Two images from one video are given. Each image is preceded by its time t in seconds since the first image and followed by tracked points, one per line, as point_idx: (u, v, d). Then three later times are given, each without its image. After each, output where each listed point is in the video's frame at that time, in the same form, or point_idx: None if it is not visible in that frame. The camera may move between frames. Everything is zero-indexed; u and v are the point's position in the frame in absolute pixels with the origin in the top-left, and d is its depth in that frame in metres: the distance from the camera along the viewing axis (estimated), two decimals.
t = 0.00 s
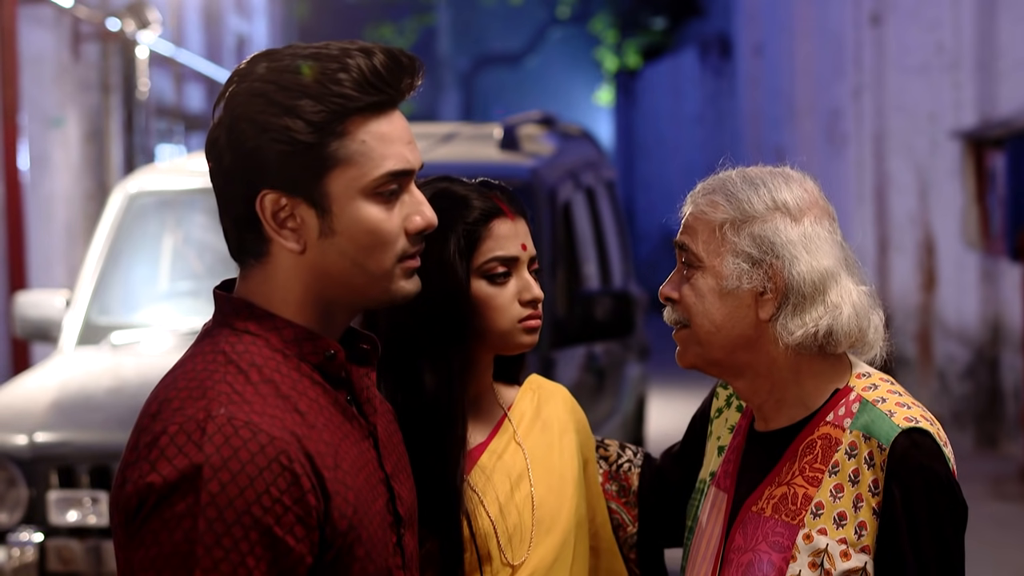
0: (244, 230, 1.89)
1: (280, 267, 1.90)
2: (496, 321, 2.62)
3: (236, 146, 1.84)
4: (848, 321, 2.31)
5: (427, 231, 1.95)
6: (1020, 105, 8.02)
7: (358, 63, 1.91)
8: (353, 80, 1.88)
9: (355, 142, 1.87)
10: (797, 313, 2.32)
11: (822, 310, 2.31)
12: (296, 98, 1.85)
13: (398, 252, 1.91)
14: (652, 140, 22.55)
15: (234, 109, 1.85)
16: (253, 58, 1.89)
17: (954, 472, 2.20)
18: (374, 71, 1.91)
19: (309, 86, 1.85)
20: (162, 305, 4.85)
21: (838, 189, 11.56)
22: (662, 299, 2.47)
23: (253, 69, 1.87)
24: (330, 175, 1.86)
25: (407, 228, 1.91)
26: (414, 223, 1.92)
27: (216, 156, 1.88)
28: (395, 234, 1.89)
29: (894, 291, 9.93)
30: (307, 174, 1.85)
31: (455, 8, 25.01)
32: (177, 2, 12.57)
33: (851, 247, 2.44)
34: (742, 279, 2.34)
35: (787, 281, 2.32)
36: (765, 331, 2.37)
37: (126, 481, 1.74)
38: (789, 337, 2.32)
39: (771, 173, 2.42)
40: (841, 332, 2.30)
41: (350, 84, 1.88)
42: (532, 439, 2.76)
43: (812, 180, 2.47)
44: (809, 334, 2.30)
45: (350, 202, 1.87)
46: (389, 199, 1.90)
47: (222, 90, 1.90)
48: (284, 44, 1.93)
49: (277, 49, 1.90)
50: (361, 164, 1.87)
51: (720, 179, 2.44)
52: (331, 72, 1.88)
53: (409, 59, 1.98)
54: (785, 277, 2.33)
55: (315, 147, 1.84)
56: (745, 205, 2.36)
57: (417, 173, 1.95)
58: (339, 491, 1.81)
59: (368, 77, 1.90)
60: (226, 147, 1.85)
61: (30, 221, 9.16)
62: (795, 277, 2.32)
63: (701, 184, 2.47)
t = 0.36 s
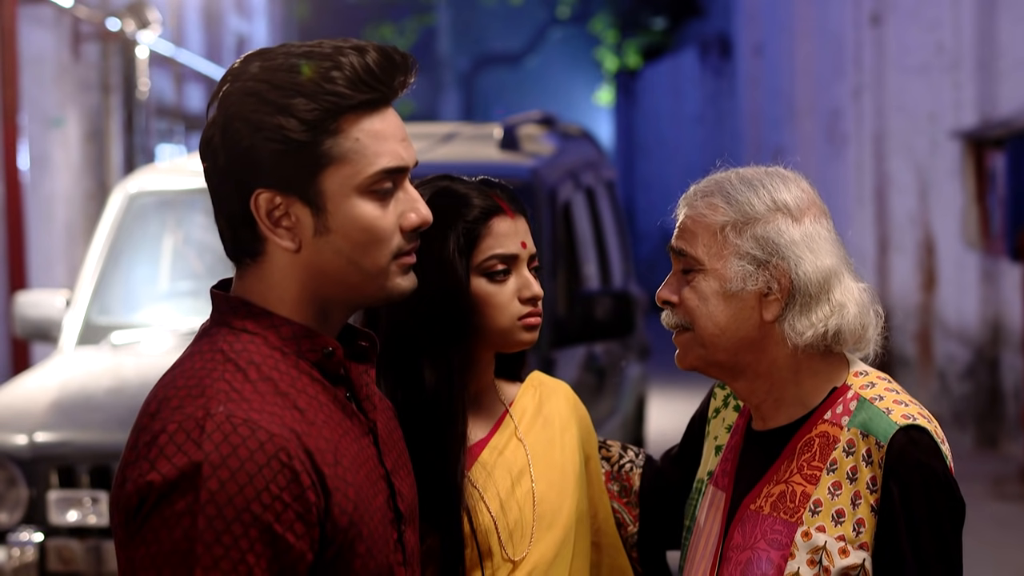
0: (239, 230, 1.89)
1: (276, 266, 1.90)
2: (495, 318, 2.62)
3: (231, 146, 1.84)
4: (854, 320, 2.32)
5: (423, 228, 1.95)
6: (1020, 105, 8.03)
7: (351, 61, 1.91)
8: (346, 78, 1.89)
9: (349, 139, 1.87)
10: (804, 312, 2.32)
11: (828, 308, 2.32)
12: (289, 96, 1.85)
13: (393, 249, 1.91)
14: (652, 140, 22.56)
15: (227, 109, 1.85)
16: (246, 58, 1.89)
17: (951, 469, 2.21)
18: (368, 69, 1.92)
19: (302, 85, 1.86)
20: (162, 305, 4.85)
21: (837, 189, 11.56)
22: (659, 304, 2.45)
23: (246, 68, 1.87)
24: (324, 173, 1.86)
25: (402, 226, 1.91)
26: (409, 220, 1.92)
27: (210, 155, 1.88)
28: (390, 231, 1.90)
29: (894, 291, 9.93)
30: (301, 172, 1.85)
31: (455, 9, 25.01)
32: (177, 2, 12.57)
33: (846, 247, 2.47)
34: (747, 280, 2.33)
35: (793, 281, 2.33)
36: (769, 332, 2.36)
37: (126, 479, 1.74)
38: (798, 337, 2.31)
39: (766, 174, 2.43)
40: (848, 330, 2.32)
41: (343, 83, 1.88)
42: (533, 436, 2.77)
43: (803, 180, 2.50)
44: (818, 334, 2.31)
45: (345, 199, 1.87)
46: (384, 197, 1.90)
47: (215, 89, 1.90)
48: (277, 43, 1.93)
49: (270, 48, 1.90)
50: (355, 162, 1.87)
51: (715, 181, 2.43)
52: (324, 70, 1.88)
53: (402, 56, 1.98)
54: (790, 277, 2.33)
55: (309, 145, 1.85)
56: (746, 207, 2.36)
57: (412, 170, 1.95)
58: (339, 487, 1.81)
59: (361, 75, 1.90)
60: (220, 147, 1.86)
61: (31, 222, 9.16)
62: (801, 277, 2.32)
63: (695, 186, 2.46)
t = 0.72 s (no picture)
0: (245, 228, 1.89)
1: (282, 266, 1.89)
2: (497, 317, 2.62)
3: (236, 145, 1.84)
4: (863, 315, 2.38)
5: (430, 228, 1.94)
6: None
7: (357, 61, 1.91)
8: (352, 78, 1.88)
9: (355, 139, 1.87)
10: (819, 314, 2.35)
11: (841, 306, 2.36)
12: (295, 96, 1.84)
13: (400, 248, 1.90)
14: (656, 140, 22.54)
15: (233, 109, 1.85)
16: (252, 56, 1.89)
17: (949, 464, 2.23)
18: (373, 68, 1.91)
19: (308, 85, 1.85)
20: (166, 305, 4.85)
21: (842, 189, 11.55)
22: (662, 317, 2.41)
23: (252, 68, 1.87)
24: (331, 173, 1.86)
25: (409, 225, 1.91)
26: (416, 219, 1.91)
27: (216, 155, 1.88)
28: (397, 230, 1.89)
29: (898, 290, 9.92)
30: (308, 171, 1.84)
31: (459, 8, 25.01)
32: (181, 2, 12.57)
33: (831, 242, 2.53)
34: (761, 287, 2.33)
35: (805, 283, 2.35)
36: (782, 335, 2.37)
37: (132, 480, 1.74)
38: (817, 339, 2.34)
39: (754, 178, 2.44)
40: (860, 327, 2.37)
41: (349, 82, 1.88)
42: (534, 434, 2.78)
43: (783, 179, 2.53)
44: (837, 335, 2.34)
45: (352, 199, 1.86)
46: (390, 196, 1.90)
47: (221, 89, 1.90)
48: (282, 43, 1.93)
49: (276, 48, 1.90)
50: (362, 162, 1.87)
51: (709, 188, 2.42)
52: (330, 70, 1.88)
53: (407, 56, 1.98)
54: (802, 279, 2.35)
55: (315, 145, 1.84)
56: (749, 214, 2.36)
57: (418, 170, 1.95)
58: (344, 489, 1.81)
59: (367, 74, 1.90)
60: (226, 146, 1.85)
61: (36, 222, 9.16)
62: (812, 278, 2.35)
63: (686, 194, 2.44)
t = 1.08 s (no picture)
0: (253, 229, 1.89)
1: (291, 267, 1.89)
2: (501, 317, 2.62)
3: (246, 147, 1.84)
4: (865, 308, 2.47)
5: (439, 228, 1.95)
6: None
7: (367, 62, 1.90)
8: (361, 79, 1.88)
9: (364, 140, 1.87)
10: (832, 310, 2.42)
11: (847, 301, 2.44)
12: (304, 97, 1.84)
13: (409, 249, 1.90)
14: (660, 140, 22.52)
15: (243, 110, 1.84)
16: (262, 57, 1.89)
17: (945, 456, 2.26)
18: (383, 69, 1.91)
19: (317, 86, 1.85)
20: (170, 305, 4.85)
21: (846, 189, 11.53)
22: (677, 325, 2.38)
23: (261, 69, 1.87)
24: (340, 174, 1.85)
25: (418, 225, 1.91)
26: (425, 220, 1.91)
27: (226, 156, 1.87)
28: (406, 231, 1.89)
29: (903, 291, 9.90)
30: (317, 173, 1.84)
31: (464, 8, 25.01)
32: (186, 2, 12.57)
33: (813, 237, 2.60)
34: (779, 290, 2.36)
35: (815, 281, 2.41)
36: (792, 335, 2.42)
37: (138, 480, 1.74)
38: (833, 335, 2.41)
39: (749, 178, 2.46)
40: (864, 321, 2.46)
41: (359, 83, 1.87)
42: (538, 433, 2.78)
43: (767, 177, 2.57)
44: (850, 330, 2.41)
45: (362, 200, 1.86)
46: (400, 197, 1.90)
47: (231, 90, 1.90)
48: (291, 44, 1.92)
49: (285, 48, 1.90)
50: (371, 163, 1.87)
51: (715, 191, 2.42)
52: (339, 71, 1.88)
53: (416, 56, 1.98)
54: (812, 278, 2.41)
55: (325, 146, 1.84)
56: (760, 217, 2.38)
57: (427, 170, 1.95)
58: (349, 494, 1.81)
59: (376, 75, 1.89)
60: (236, 148, 1.85)
61: (41, 221, 9.16)
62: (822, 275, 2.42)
63: (691, 198, 2.43)
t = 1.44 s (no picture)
0: (257, 229, 1.88)
1: (295, 268, 1.89)
2: (501, 318, 2.62)
3: (251, 147, 1.84)
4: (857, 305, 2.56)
5: (443, 230, 1.95)
6: None
7: (372, 63, 1.90)
8: (367, 80, 1.88)
9: (370, 142, 1.87)
10: (831, 308, 2.49)
11: (843, 298, 2.53)
12: (310, 98, 1.84)
13: (414, 250, 1.91)
14: (662, 139, 22.51)
15: (249, 111, 1.84)
16: (268, 58, 1.89)
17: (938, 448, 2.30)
18: (389, 70, 1.91)
19: (322, 87, 1.85)
20: (171, 305, 4.85)
21: (848, 189, 11.52)
22: (687, 327, 2.39)
23: (267, 69, 1.87)
24: (345, 176, 1.85)
25: (423, 227, 1.91)
26: (430, 222, 1.92)
27: (231, 157, 1.87)
28: (411, 232, 1.89)
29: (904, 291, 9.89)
30: (322, 174, 1.84)
31: (466, 8, 25.03)
32: (187, 2, 12.57)
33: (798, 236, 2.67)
34: (788, 290, 2.42)
35: (816, 279, 2.48)
36: (794, 333, 2.48)
37: (140, 480, 1.74)
38: (834, 333, 2.48)
39: (746, 178, 2.51)
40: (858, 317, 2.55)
41: (364, 84, 1.87)
42: (539, 433, 2.77)
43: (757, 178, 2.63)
44: (850, 327, 2.49)
45: (367, 202, 1.86)
46: (404, 199, 1.90)
47: (237, 91, 1.90)
48: (298, 44, 1.92)
49: (291, 49, 1.90)
50: (376, 164, 1.86)
51: (719, 192, 2.45)
52: (344, 72, 1.88)
53: (423, 57, 1.97)
54: (813, 276, 2.48)
55: (330, 147, 1.84)
56: (766, 217, 2.43)
57: (432, 171, 1.95)
58: (350, 495, 1.81)
59: (382, 77, 1.89)
60: (241, 148, 1.85)
61: (43, 221, 9.17)
62: (822, 274, 2.49)
63: (696, 199, 2.46)
